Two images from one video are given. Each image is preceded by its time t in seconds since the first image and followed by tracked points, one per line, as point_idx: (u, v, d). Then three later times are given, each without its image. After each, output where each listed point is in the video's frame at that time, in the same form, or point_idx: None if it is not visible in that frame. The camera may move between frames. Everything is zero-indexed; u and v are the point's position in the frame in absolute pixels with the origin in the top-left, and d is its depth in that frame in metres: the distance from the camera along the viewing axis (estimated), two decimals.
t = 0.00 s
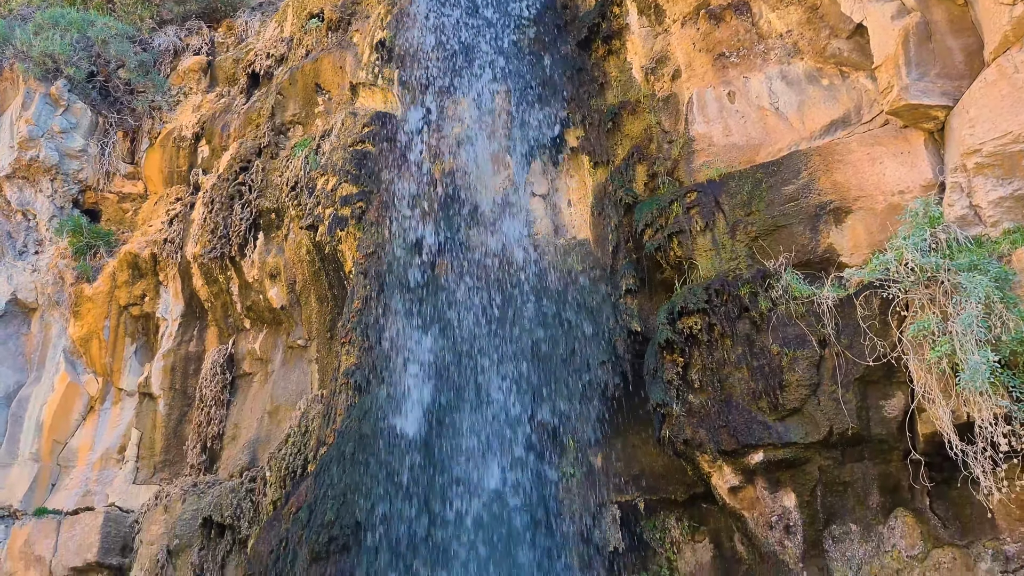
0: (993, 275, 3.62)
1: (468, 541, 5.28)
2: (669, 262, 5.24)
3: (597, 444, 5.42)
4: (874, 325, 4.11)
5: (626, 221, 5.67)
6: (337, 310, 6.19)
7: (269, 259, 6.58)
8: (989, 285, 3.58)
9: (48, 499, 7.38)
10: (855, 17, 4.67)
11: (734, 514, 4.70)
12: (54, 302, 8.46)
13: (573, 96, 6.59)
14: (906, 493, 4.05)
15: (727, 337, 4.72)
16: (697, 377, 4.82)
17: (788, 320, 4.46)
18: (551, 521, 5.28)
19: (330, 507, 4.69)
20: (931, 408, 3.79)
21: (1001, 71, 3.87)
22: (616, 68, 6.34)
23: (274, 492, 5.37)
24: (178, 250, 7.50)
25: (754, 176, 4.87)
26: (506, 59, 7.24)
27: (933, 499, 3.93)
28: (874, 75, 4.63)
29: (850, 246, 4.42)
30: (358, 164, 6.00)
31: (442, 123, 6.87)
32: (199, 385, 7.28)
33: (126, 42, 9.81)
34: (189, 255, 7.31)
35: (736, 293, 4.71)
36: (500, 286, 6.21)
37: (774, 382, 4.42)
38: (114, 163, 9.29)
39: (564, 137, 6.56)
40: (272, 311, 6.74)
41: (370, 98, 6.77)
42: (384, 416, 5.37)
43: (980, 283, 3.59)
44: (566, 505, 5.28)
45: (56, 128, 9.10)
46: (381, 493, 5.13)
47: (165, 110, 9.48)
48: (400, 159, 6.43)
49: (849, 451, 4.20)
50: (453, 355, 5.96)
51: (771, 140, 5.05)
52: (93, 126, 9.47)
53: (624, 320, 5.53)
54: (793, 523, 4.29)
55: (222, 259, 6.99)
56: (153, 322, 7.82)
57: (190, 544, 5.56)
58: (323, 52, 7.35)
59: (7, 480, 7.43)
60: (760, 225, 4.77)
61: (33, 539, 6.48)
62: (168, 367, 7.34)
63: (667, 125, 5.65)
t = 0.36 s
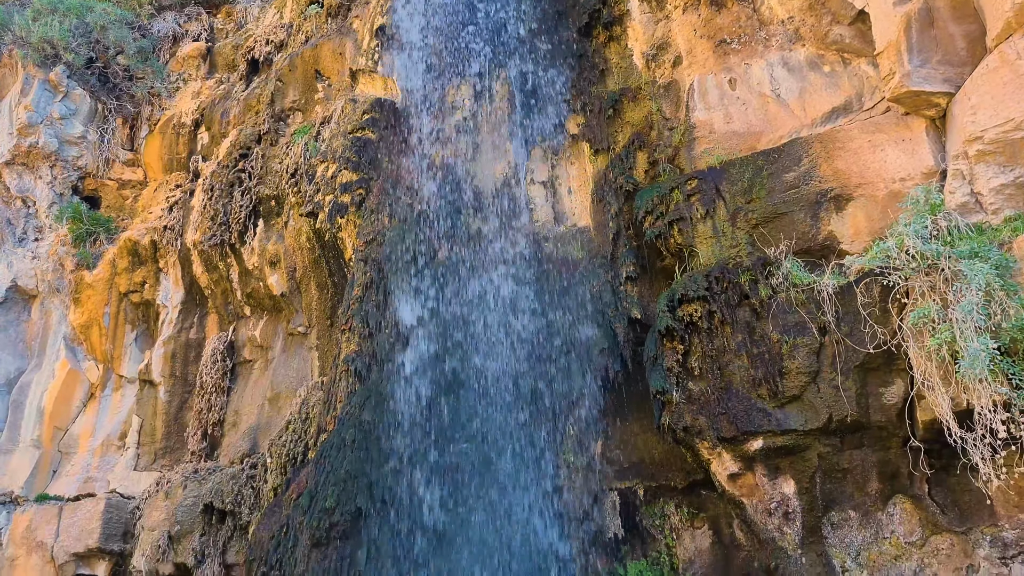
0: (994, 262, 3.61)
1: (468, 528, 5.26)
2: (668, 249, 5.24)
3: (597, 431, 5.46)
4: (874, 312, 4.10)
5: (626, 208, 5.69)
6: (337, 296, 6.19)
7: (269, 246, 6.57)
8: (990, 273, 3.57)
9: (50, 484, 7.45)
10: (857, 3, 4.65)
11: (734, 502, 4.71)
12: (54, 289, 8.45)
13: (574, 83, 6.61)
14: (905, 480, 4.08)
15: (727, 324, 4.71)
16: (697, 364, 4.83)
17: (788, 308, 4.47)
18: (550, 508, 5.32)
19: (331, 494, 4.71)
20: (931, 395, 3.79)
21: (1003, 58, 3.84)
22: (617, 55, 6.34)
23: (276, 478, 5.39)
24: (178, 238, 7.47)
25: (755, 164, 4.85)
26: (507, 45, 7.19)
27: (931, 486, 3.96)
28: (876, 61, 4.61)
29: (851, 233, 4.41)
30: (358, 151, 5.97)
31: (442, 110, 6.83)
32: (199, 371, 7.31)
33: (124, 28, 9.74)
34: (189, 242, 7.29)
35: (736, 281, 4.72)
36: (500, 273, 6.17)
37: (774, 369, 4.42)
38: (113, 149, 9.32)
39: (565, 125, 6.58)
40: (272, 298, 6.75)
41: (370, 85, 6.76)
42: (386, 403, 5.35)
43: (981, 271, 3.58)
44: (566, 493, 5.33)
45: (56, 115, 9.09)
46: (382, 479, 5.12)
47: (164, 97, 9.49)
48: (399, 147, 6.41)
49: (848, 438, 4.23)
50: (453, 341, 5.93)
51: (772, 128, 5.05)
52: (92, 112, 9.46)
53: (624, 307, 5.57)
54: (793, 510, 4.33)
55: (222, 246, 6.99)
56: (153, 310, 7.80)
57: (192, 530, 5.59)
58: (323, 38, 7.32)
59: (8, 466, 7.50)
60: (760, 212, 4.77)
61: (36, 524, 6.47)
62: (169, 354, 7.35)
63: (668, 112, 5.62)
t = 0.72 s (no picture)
0: (996, 249, 3.61)
1: (468, 515, 5.36)
2: (669, 236, 5.24)
3: (597, 418, 5.45)
4: (874, 299, 4.10)
5: (627, 195, 5.68)
6: (337, 282, 6.17)
7: (269, 233, 6.57)
8: (991, 260, 3.58)
9: (52, 470, 7.49)
10: None
11: (734, 488, 4.75)
12: (54, 275, 8.46)
13: (575, 69, 6.55)
14: (905, 466, 4.11)
15: (727, 311, 4.71)
16: (698, 350, 4.83)
17: (789, 294, 4.46)
18: (551, 495, 5.34)
19: (332, 480, 4.69)
20: (931, 381, 3.80)
21: (1005, 44, 3.83)
22: (618, 40, 6.33)
23: (277, 464, 5.42)
24: (178, 224, 7.46)
25: (756, 150, 4.84)
26: (507, 30, 7.15)
27: (930, 472, 4.01)
28: (878, 47, 4.61)
29: (852, 219, 4.40)
30: (357, 137, 5.95)
31: (442, 96, 6.82)
32: (199, 358, 7.32)
33: (124, 14, 9.73)
34: (190, 228, 7.29)
35: (737, 268, 4.72)
36: (501, 260, 6.16)
37: (774, 355, 4.42)
38: (112, 135, 9.26)
39: (563, 111, 6.48)
40: (272, 284, 6.76)
41: (370, 71, 6.71)
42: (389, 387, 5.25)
43: (981, 257, 3.59)
44: (565, 479, 5.32)
45: (54, 101, 9.08)
46: (383, 463, 5.03)
47: (163, 82, 9.44)
48: (400, 132, 6.38)
49: (848, 425, 4.22)
50: (453, 328, 5.94)
51: (773, 114, 5.02)
52: (91, 98, 9.42)
53: (625, 293, 5.58)
54: (792, 496, 4.35)
55: (222, 232, 6.99)
56: (153, 296, 7.82)
57: (194, 515, 5.63)
58: (323, 23, 7.29)
59: (10, 452, 7.55)
60: (761, 199, 4.75)
61: (38, 510, 6.52)
62: (169, 340, 7.37)
63: (669, 98, 5.60)
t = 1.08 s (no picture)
0: (996, 236, 3.62)
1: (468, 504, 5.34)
2: (669, 223, 5.22)
3: (597, 405, 5.47)
4: (874, 286, 4.10)
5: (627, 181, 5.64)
6: (337, 270, 6.19)
7: (269, 220, 6.57)
8: (991, 248, 3.59)
9: (53, 457, 7.53)
10: None
11: (733, 475, 4.77)
12: (54, 262, 8.44)
13: (575, 55, 6.55)
14: (904, 453, 4.13)
15: (727, 299, 4.71)
16: (698, 338, 4.83)
17: (789, 282, 4.46)
18: (551, 482, 5.33)
19: (332, 467, 4.73)
20: (931, 369, 3.80)
21: (1008, 31, 3.81)
22: (619, 27, 6.35)
23: (278, 450, 5.43)
24: (178, 211, 7.45)
25: (757, 137, 4.83)
26: (508, 16, 7.14)
27: (929, 459, 4.02)
28: (880, 34, 4.59)
29: (852, 207, 4.40)
30: (358, 125, 5.94)
31: (442, 82, 6.81)
32: (199, 345, 7.33)
33: None
34: (190, 216, 7.28)
35: (737, 256, 4.71)
36: (500, 248, 6.14)
37: (775, 343, 4.42)
38: (112, 122, 9.21)
39: (565, 97, 6.49)
40: (272, 272, 6.76)
41: (370, 58, 6.73)
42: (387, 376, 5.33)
43: (982, 245, 3.60)
44: (565, 466, 5.32)
45: (54, 87, 9.06)
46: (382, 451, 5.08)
47: (163, 69, 9.40)
48: (400, 120, 6.39)
49: (848, 412, 4.23)
50: (452, 316, 5.93)
51: (774, 102, 5.00)
52: (90, 84, 9.38)
53: (625, 280, 5.57)
54: (791, 483, 4.36)
55: (222, 219, 6.98)
56: (153, 283, 7.83)
57: (195, 502, 5.67)
58: (322, 9, 7.25)
59: (12, 438, 7.59)
60: (762, 186, 4.74)
61: (39, 496, 6.51)
62: (169, 327, 7.39)
63: (671, 85, 5.59)
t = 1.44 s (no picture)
0: (997, 224, 3.62)
1: (465, 492, 5.34)
2: (670, 211, 5.22)
3: (597, 392, 5.48)
4: (875, 274, 4.10)
5: (628, 168, 5.63)
6: (337, 257, 6.19)
7: (269, 207, 6.55)
8: (992, 235, 3.59)
9: (54, 443, 7.56)
10: None
11: (733, 462, 4.78)
12: (54, 249, 8.44)
13: (577, 42, 6.52)
14: (903, 441, 4.14)
15: (727, 286, 4.72)
16: (698, 325, 4.83)
17: (789, 269, 4.45)
18: (551, 468, 5.35)
19: (332, 453, 4.71)
20: (930, 356, 3.81)
21: (1010, 17, 3.81)
22: (619, 14, 6.27)
23: (278, 437, 5.43)
24: (177, 198, 7.43)
25: (758, 124, 4.81)
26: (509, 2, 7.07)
27: (928, 446, 4.05)
28: (882, 20, 4.55)
29: (853, 194, 4.39)
30: (358, 111, 5.92)
31: (442, 69, 6.80)
32: (199, 332, 7.34)
33: None
34: (189, 203, 7.26)
35: (737, 243, 4.71)
36: (500, 237, 6.18)
37: (775, 330, 4.42)
38: (111, 109, 9.19)
39: (566, 87, 6.44)
40: (272, 259, 6.76)
41: (370, 44, 6.72)
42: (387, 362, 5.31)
43: (982, 233, 3.60)
44: (566, 453, 5.33)
45: (53, 73, 9.07)
46: (382, 437, 5.07)
47: (162, 55, 9.33)
48: (401, 107, 6.37)
49: (847, 399, 4.25)
50: (454, 306, 5.93)
51: (776, 88, 4.98)
52: (89, 71, 9.35)
53: (625, 268, 5.52)
54: (790, 470, 4.38)
55: (221, 206, 6.97)
56: (153, 270, 7.84)
57: (196, 488, 5.66)
58: None
59: (13, 425, 7.62)
60: (762, 173, 4.73)
61: (41, 482, 6.53)
62: (169, 314, 7.41)
63: (671, 71, 5.56)
